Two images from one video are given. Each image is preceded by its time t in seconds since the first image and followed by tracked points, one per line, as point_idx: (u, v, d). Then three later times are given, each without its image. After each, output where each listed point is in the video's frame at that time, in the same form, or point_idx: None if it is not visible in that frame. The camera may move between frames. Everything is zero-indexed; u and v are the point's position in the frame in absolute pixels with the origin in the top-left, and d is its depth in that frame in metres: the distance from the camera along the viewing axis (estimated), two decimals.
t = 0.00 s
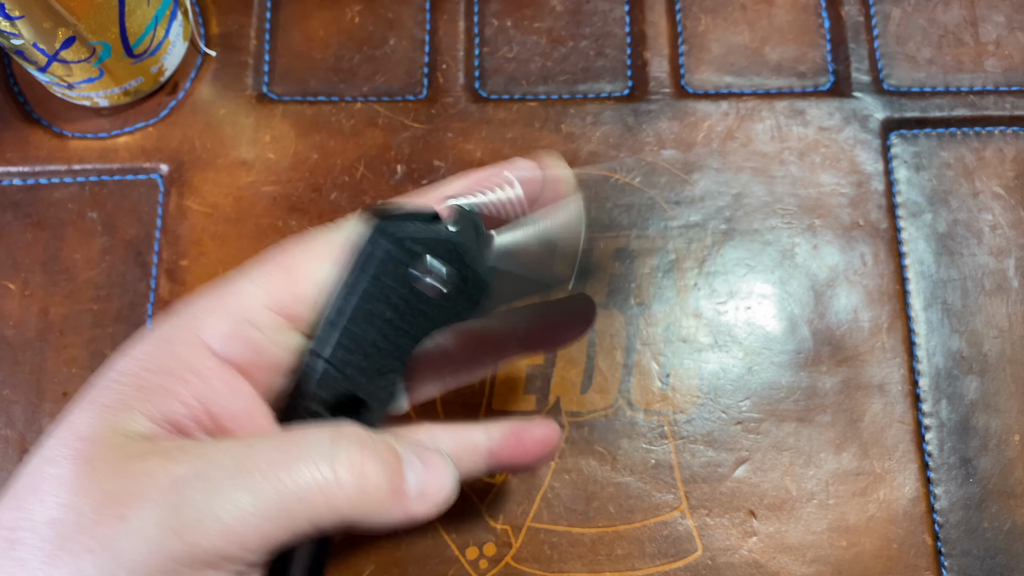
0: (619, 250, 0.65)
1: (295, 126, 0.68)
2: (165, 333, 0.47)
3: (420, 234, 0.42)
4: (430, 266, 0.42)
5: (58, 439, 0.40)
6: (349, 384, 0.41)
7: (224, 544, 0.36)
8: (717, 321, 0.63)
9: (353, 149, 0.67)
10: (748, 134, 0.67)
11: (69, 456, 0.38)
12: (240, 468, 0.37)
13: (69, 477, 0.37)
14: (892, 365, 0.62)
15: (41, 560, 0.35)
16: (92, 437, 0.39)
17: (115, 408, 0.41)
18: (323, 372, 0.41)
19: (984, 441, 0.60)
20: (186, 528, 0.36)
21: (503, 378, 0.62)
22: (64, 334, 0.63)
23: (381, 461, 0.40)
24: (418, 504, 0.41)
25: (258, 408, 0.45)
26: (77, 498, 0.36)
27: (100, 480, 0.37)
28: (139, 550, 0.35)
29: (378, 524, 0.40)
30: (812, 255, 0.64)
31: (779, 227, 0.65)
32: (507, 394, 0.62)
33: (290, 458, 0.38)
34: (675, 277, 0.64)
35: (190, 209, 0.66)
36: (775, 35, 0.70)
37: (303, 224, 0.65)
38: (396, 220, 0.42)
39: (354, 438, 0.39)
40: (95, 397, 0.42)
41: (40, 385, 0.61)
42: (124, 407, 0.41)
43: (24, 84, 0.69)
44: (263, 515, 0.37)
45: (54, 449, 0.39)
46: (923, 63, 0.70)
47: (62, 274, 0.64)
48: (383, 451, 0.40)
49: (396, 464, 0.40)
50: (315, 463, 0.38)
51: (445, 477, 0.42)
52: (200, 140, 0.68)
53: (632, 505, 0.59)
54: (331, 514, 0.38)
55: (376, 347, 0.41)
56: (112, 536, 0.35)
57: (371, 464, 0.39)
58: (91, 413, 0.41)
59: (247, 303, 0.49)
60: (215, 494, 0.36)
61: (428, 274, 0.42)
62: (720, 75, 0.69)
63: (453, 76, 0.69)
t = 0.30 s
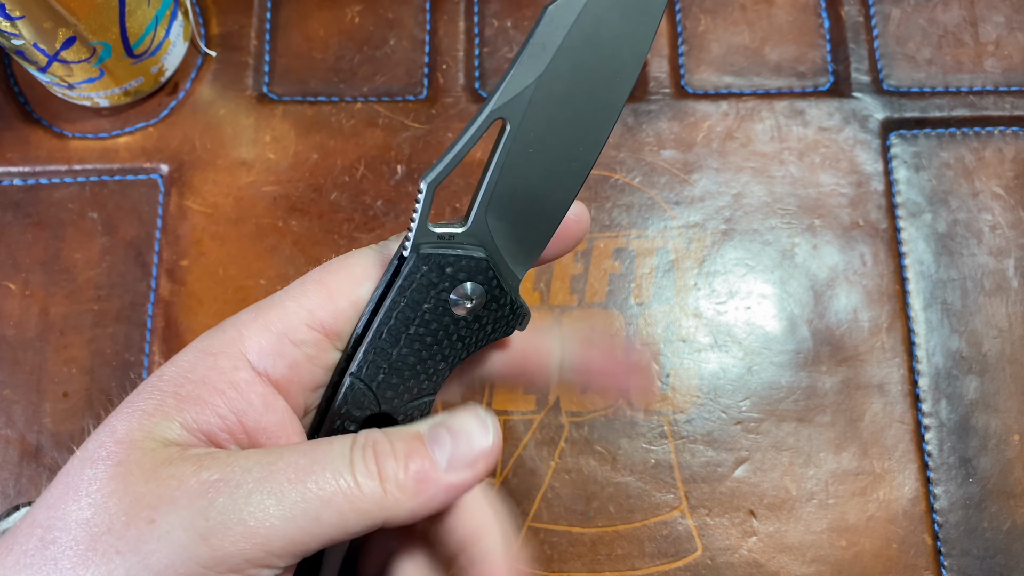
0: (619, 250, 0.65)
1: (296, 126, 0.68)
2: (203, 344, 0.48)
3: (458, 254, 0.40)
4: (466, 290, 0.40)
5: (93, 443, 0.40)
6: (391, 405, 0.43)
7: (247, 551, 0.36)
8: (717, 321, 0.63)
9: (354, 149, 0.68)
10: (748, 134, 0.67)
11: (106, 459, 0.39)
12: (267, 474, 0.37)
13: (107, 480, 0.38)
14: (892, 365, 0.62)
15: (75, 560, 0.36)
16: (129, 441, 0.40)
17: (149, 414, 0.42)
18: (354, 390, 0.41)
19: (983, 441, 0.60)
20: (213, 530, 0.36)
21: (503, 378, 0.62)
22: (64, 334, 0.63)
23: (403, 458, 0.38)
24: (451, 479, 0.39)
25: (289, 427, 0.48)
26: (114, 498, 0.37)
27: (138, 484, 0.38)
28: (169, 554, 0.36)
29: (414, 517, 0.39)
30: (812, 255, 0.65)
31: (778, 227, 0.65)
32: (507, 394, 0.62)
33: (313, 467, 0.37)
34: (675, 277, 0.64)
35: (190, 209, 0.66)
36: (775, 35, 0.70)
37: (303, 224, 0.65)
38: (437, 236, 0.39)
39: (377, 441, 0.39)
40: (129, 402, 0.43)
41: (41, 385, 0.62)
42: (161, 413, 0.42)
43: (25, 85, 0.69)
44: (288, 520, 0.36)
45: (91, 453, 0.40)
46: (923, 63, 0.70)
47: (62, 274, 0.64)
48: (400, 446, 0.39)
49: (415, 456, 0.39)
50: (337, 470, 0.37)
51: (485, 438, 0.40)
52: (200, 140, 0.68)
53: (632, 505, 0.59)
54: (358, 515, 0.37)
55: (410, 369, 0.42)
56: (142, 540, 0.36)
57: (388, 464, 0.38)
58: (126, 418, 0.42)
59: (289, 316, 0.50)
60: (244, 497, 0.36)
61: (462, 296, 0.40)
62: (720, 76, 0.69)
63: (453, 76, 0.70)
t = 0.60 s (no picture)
0: (619, 250, 0.65)
1: (296, 126, 0.68)
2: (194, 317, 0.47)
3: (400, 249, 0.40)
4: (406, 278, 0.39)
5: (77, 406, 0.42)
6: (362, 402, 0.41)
7: (213, 446, 0.37)
8: (717, 321, 0.63)
9: (354, 149, 0.68)
10: (748, 134, 0.67)
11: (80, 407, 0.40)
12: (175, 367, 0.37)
13: (76, 421, 0.39)
14: (892, 365, 0.62)
15: (67, 505, 0.37)
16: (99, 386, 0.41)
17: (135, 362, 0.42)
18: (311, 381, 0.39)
19: (984, 441, 0.60)
20: (161, 428, 0.36)
21: (503, 378, 0.62)
22: (64, 335, 0.63)
23: (281, 285, 0.36)
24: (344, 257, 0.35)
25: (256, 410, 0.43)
26: (82, 434, 0.38)
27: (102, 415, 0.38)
28: (142, 465, 0.36)
29: (341, 305, 0.36)
30: (811, 255, 0.65)
31: (778, 227, 0.65)
32: (507, 394, 0.61)
33: (208, 340, 0.36)
34: (675, 277, 0.64)
35: (190, 209, 0.66)
36: (775, 35, 0.70)
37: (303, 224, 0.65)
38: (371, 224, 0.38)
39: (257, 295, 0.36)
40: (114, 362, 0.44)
41: (41, 385, 0.62)
42: (145, 360, 0.43)
43: (25, 85, 0.69)
44: (219, 397, 0.36)
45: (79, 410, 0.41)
46: (923, 63, 0.70)
47: (62, 274, 0.64)
48: (274, 275, 0.36)
49: (298, 273, 0.36)
50: (232, 330, 0.36)
51: (338, 195, 0.35)
52: (200, 140, 0.68)
53: (632, 505, 0.59)
54: (282, 354, 0.36)
55: (364, 352, 0.40)
56: (113, 473, 0.37)
57: (271, 304, 0.36)
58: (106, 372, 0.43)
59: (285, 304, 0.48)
60: (164, 389, 0.36)
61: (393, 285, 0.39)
62: (720, 76, 0.69)
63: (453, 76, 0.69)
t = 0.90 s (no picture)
0: (619, 251, 0.65)
1: (296, 126, 0.68)
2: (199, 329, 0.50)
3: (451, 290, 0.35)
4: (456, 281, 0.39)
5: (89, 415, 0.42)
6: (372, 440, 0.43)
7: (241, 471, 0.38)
8: (717, 321, 0.63)
9: (354, 149, 0.68)
10: (748, 134, 0.67)
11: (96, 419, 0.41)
12: (207, 390, 0.38)
13: (95, 436, 0.39)
14: (891, 365, 0.62)
15: (83, 521, 0.37)
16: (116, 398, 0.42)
17: (147, 375, 0.44)
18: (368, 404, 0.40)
19: (983, 441, 0.60)
20: (190, 450, 0.37)
21: (503, 378, 0.62)
22: (64, 335, 0.63)
23: (322, 318, 0.36)
24: (393, 300, 0.35)
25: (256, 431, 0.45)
26: (101, 449, 0.38)
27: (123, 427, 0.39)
28: (169, 486, 0.37)
29: (378, 344, 0.37)
30: (811, 255, 0.65)
31: (778, 227, 0.65)
32: (507, 394, 0.61)
33: (241, 367, 0.37)
34: (674, 277, 0.64)
35: (190, 209, 0.66)
36: (775, 35, 0.70)
37: (303, 224, 0.65)
38: (441, 249, 0.34)
39: (295, 319, 0.37)
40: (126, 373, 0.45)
41: (41, 385, 0.62)
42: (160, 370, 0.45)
43: (25, 85, 0.69)
44: (251, 423, 0.37)
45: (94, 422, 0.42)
46: (922, 63, 0.70)
47: (63, 274, 0.64)
48: (317, 308, 0.36)
49: (344, 309, 0.36)
50: (268, 358, 0.37)
51: (391, 235, 0.35)
52: (200, 140, 0.68)
53: (632, 505, 0.59)
54: (317, 387, 0.37)
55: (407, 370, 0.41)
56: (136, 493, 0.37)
57: (315, 338, 0.36)
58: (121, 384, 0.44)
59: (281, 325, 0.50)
60: (195, 412, 0.37)
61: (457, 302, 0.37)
62: (720, 76, 0.69)
63: (453, 76, 0.70)
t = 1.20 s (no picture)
0: (619, 251, 0.65)
1: (296, 126, 0.68)
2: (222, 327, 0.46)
3: (507, 211, 0.39)
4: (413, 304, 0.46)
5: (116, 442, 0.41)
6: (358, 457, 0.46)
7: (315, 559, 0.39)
8: (717, 321, 0.63)
9: (354, 149, 0.68)
10: (748, 135, 0.67)
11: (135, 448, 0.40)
12: (276, 470, 0.38)
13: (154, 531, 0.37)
14: (891, 365, 0.62)
15: None
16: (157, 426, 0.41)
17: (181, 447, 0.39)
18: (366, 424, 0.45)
19: (983, 441, 0.60)
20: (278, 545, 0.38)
21: (503, 378, 0.62)
22: (64, 335, 0.63)
23: (381, 403, 0.37)
24: (450, 382, 0.39)
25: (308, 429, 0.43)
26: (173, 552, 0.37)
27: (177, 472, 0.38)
28: None
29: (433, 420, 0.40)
30: (811, 255, 0.65)
31: (778, 227, 0.65)
32: (507, 394, 0.61)
33: (308, 449, 0.38)
34: (674, 277, 0.64)
35: (190, 209, 0.66)
36: (775, 35, 0.70)
37: (303, 224, 0.65)
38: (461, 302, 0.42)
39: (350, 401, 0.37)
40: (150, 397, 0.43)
41: (41, 385, 0.62)
42: (190, 446, 0.39)
43: (25, 85, 0.69)
44: (326, 509, 0.38)
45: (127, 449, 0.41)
46: (922, 63, 0.70)
47: (63, 274, 0.64)
48: (375, 392, 0.37)
49: (410, 401, 0.38)
50: (338, 442, 0.38)
51: (437, 316, 0.38)
52: (200, 140, 0.68)
53: (632, 505, 0.59)
54: (376, 463, 0.38)
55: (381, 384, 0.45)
56: None
57: (382, 421, 0.37)
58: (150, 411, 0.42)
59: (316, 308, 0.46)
60: (269, 492, 0.38)
61: (448, 309, 0.41)
62: (720, 76, 0.69)
63: (453, 77, 0.70)
